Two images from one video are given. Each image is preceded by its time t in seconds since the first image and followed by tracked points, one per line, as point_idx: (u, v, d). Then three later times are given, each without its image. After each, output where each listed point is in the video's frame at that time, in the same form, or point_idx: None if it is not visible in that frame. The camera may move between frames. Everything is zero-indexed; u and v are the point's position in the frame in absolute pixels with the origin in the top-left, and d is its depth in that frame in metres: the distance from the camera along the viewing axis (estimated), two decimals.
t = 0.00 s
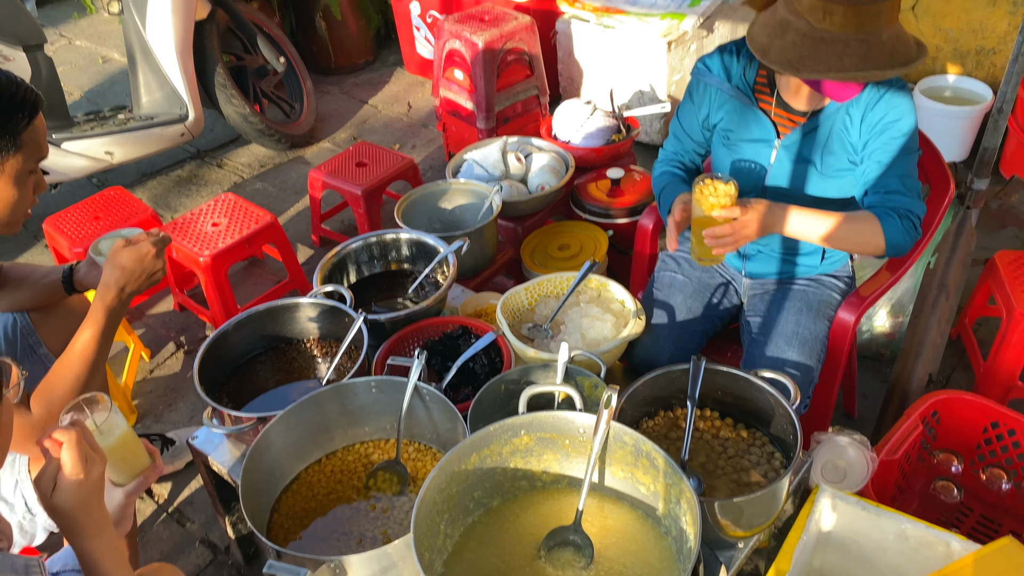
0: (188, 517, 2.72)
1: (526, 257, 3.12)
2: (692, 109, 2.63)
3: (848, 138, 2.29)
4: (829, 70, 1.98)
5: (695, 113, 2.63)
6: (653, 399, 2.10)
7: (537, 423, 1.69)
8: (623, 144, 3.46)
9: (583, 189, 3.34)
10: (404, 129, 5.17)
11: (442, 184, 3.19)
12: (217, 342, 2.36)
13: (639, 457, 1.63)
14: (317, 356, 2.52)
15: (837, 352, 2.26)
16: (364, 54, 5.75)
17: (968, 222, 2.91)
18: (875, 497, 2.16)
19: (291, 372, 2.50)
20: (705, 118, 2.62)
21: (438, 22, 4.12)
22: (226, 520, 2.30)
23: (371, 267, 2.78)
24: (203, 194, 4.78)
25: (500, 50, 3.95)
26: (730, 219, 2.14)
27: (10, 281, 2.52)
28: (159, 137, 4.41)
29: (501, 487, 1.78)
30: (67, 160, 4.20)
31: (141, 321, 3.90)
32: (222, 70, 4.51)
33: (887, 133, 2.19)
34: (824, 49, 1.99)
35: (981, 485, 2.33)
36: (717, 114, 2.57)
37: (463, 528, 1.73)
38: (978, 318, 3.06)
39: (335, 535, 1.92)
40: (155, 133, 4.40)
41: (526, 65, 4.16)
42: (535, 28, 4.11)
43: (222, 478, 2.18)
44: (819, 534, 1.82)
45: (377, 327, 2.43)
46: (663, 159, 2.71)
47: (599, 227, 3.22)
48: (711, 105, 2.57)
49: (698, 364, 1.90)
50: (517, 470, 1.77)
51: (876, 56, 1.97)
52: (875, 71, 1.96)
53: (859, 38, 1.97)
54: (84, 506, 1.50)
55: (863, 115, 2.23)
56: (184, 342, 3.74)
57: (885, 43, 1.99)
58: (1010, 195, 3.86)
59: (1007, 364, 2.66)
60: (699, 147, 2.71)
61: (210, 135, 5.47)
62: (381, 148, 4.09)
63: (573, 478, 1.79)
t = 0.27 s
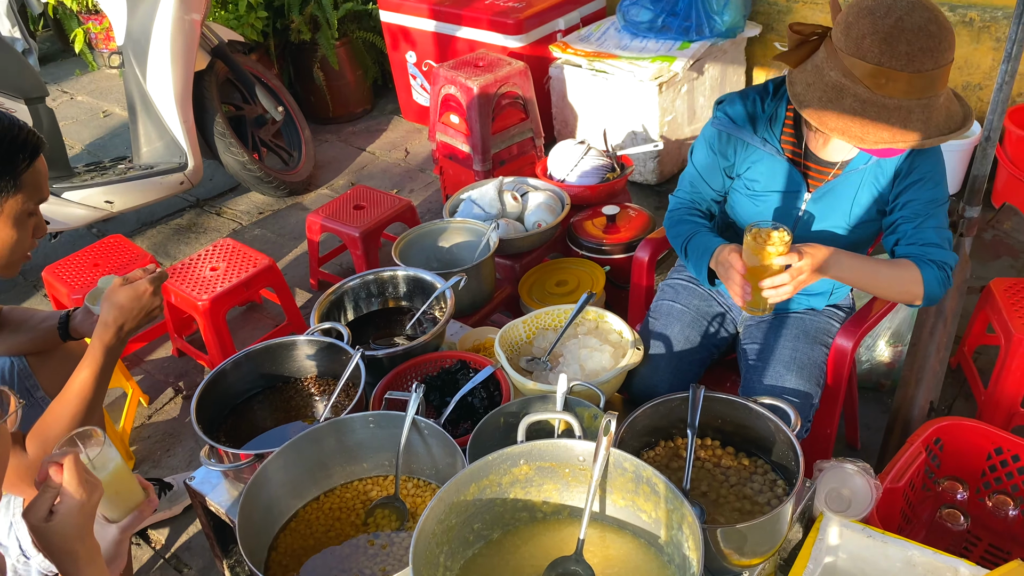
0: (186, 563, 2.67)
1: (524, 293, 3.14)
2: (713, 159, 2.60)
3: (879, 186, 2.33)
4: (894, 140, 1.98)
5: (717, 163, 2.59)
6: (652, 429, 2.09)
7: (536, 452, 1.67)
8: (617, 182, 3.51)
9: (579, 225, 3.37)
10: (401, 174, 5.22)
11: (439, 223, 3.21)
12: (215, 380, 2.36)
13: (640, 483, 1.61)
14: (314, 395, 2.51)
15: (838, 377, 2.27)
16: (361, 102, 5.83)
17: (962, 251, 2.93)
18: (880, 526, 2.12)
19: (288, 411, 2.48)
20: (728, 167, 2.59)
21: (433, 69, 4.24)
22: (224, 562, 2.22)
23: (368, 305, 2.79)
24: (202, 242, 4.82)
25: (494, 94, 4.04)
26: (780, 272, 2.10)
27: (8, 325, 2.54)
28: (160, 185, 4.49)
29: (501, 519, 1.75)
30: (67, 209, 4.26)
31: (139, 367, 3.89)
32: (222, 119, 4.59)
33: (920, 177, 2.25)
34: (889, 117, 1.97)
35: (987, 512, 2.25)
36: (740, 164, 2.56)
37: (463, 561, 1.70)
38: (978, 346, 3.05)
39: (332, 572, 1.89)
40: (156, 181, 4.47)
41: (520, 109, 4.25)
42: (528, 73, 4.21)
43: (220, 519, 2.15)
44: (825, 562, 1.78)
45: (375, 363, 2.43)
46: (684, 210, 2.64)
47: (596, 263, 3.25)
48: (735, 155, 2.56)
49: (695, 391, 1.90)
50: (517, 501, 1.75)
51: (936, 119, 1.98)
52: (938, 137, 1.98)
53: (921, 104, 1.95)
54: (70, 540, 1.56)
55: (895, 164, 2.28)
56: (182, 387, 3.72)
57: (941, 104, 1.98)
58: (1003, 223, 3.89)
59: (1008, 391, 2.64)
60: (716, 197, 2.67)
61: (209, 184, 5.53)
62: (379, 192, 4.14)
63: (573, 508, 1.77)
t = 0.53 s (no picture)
0: None
1: (520, 323, 3.15)
2: (741, 212, 2.54)
3: (911, 260, 2.30)
4: (940, 215, 1.89)
5: (745, 217, 2.54)
6: (651, 453, 2.08)
7: (534, 474, 1.66)
8: (611, 212, 3.56)
9: (574, 255, 3.40)
10: (396, 210, 5.26)
11: (435, 255, 3.24)
12: (211, 412, 2.35)
13: (640, 504, 1.60)
14: (311, 426, 2.49)
15: (835, 402, 2.26)
16: (356, 141, 5.90)
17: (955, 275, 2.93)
18: (883, 550, 2.10)
19: (284, 443, 2.46)
20: (754, 222, 2.53)
21: (427, 106, 4.31)
22: None
23: (364, 335, 2.80)
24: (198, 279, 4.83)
25: (488, 129, 4.10)
26: (834, 307, 2.00)
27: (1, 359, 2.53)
28: (156, 223, 4.51)
29: (500, 543, 1.74)
30: (64, 248, 4.28)
31: (135, 404, 3.86)
32: (218, 157, 4.64)
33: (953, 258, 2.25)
34: (935, 190, 1.87)
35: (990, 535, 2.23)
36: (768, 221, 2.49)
37: None
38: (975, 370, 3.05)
39: None
40: (151, 220, 4.49)
41: (514, 143, 4.31)
42: (521, 108, 4.28)
43: (216, 552, 2.12)
44: None
45: (372, 393, 2.42)
46: (711, 261, 2.59)
47: (592, 292, 3.26)
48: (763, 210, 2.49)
49: (694, 414, 1.89)
50: (516, 525, 1.73)
51: (986, 193, 1.87)
52: (988, 210, 1.87)
53: (969, 176, 1.85)
54: (56, 560, 1.67)
55: (933, 242, 2.25)
56: (177, 423, 3.68)
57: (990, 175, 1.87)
58: (994, 247, 3.94)
59: (1006, 413, 2.63)
60: (740, 249, 2.62)
61: (205, 223, 5.56)
62: (374, 226, 4.17)
63: (573, 532, 1.75)
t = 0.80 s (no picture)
0: None
1: (517, 358, 3.15)
2: (764, 253, 2.52)
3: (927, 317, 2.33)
4: (970, 267, 1.81)
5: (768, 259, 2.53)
6: (652, 486, 2.07)
7: (536, 509, 1.66)
8: (607, 247, 3.61)
9: (571, 291, 3.42)
10: (393, 247, 5.29)
11: (432, 290, 3.26)
12: (211, 449, 2.34)
13: (641, 538, 1.60)
14: (309, 463, 2.48)
15: (836, 434, 2.33)
16: (352, 180, 5.97)
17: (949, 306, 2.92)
18: None
19: (283, 481, 2.45)
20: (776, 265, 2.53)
21: (423, 145, 4.37)
22: None
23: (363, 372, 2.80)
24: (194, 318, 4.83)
25: (484, 167, 4.16)
26: (866, 354, 1.94)
27: None
28: (153, 263, 4.51)
29: None
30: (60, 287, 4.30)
31: (130, 444, 3.83)
32: (215, 196, 4.66)
33: (977, 323, 2.26)
34: (965, 242, 1.80)
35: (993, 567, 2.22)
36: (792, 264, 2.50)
37: None
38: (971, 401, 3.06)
39: None
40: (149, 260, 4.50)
41: (509, 181, 4.37)
42: (516, 146, 4.35)
43: None
44: None
45: (371, 430, 2.42)
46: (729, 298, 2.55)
47: (589, 326, 3.28)
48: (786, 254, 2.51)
49: (694, 447, 1.90)
50: (517, 561, 1.72)
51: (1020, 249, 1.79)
52: (1021, 267, 1.78)
53: (1001, 231, 1.77)
54: None
55: (951, 301, 2.27)
56: (173, 463, 3.65)
57: None
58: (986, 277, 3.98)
59: (1004, 443, 2.63)
60: (757, 288, 2.60)
61: (202, 262, 5.58)
62: (371, 263, 4.20)
63: (574, 567, 1.74)
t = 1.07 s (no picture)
0: None
1: (515, 393, 3.11)
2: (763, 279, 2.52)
3: (934, 327, 2.38)
4: (965, 260, 1.90)
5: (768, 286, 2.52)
6: (653, 523, 2.02)
7: (535, 547, 1.61)
8: (605, 280, 3.59)
9: (569, 324, 3.40)
10: (389, 281, 5.27)
11: (429, 324, 3.23)
12: (203, 486, 2.29)
13: None
14: (303, 500, 2.43)
15: (841, 469, 2.30)
16: (349, 214, 5.98)
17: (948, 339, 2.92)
18: None
19: (276, 518, 2.40)
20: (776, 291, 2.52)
21: (420, 179, 4.39)
22: None
23: (359, 407, 2.76)
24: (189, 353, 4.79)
25: (481, 200, 4.17)
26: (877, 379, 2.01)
27: None
28: (147, 297, 4.48)
29: None
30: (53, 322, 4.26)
31: (121, 481, 3.76)
32: (211, 231, 4.66)
33: (979, 326, 2.35)
34: (959, 237, 1.90)
35: None
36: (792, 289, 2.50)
37: None
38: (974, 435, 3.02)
39: None
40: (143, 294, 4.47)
41: (506, 215, 4.39)
42: (513, 180, 4.37)
43: None
44: None
45: (366, 466, 2.38)
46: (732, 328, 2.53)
47: (587, 360, 3.25)
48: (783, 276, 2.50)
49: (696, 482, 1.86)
50: None
51: (1011, 242, 1.90)
52: (1014, 258, 1.88)
53: (992, 224, 1.89)
54: None
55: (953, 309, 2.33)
56: (165, 500, 3.58)
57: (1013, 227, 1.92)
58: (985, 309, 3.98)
59: (1010, 478, 2.58)
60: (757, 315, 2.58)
61: (197, 296, 5.56)
62: (367, 297, 4.18)
63: None
